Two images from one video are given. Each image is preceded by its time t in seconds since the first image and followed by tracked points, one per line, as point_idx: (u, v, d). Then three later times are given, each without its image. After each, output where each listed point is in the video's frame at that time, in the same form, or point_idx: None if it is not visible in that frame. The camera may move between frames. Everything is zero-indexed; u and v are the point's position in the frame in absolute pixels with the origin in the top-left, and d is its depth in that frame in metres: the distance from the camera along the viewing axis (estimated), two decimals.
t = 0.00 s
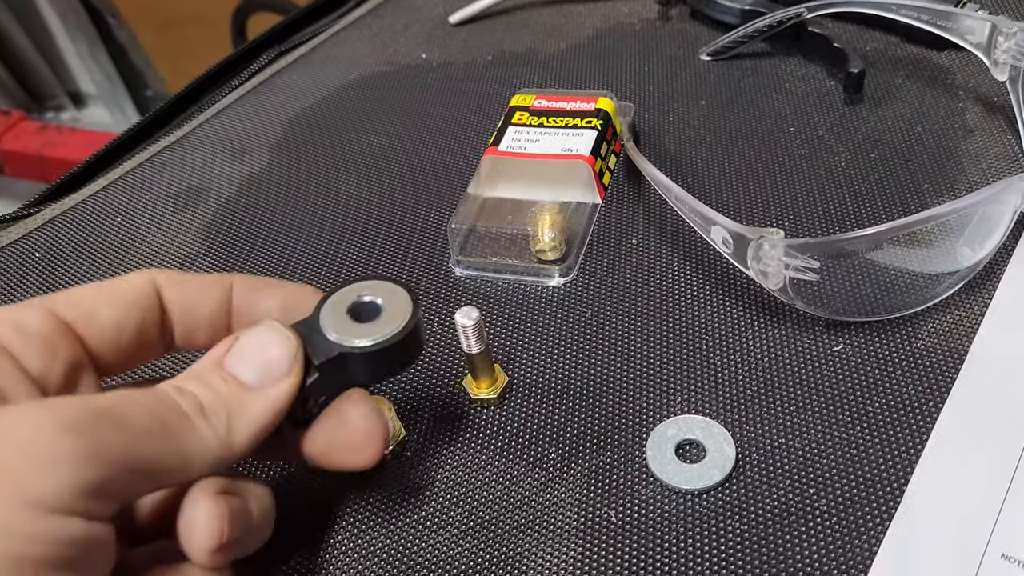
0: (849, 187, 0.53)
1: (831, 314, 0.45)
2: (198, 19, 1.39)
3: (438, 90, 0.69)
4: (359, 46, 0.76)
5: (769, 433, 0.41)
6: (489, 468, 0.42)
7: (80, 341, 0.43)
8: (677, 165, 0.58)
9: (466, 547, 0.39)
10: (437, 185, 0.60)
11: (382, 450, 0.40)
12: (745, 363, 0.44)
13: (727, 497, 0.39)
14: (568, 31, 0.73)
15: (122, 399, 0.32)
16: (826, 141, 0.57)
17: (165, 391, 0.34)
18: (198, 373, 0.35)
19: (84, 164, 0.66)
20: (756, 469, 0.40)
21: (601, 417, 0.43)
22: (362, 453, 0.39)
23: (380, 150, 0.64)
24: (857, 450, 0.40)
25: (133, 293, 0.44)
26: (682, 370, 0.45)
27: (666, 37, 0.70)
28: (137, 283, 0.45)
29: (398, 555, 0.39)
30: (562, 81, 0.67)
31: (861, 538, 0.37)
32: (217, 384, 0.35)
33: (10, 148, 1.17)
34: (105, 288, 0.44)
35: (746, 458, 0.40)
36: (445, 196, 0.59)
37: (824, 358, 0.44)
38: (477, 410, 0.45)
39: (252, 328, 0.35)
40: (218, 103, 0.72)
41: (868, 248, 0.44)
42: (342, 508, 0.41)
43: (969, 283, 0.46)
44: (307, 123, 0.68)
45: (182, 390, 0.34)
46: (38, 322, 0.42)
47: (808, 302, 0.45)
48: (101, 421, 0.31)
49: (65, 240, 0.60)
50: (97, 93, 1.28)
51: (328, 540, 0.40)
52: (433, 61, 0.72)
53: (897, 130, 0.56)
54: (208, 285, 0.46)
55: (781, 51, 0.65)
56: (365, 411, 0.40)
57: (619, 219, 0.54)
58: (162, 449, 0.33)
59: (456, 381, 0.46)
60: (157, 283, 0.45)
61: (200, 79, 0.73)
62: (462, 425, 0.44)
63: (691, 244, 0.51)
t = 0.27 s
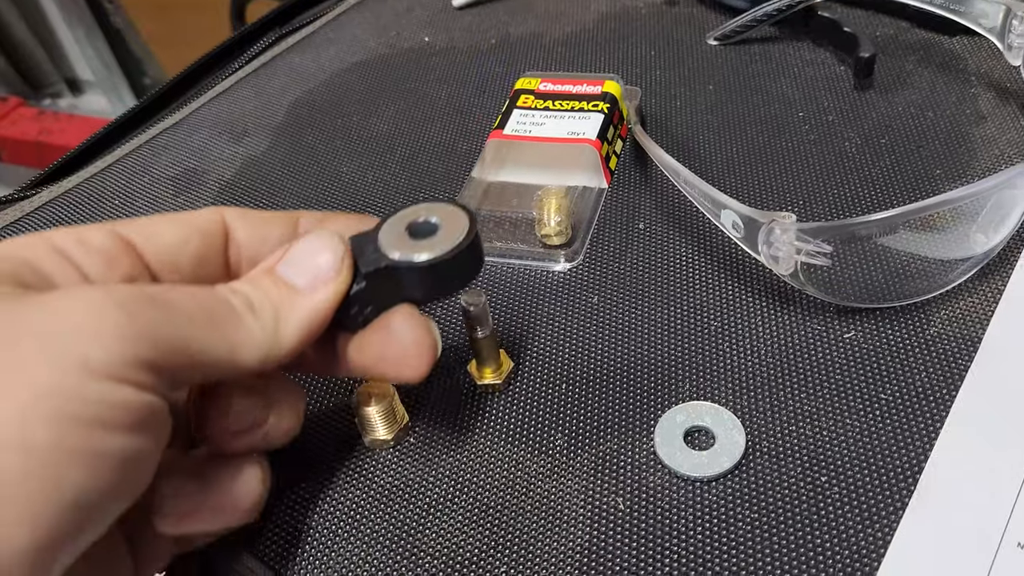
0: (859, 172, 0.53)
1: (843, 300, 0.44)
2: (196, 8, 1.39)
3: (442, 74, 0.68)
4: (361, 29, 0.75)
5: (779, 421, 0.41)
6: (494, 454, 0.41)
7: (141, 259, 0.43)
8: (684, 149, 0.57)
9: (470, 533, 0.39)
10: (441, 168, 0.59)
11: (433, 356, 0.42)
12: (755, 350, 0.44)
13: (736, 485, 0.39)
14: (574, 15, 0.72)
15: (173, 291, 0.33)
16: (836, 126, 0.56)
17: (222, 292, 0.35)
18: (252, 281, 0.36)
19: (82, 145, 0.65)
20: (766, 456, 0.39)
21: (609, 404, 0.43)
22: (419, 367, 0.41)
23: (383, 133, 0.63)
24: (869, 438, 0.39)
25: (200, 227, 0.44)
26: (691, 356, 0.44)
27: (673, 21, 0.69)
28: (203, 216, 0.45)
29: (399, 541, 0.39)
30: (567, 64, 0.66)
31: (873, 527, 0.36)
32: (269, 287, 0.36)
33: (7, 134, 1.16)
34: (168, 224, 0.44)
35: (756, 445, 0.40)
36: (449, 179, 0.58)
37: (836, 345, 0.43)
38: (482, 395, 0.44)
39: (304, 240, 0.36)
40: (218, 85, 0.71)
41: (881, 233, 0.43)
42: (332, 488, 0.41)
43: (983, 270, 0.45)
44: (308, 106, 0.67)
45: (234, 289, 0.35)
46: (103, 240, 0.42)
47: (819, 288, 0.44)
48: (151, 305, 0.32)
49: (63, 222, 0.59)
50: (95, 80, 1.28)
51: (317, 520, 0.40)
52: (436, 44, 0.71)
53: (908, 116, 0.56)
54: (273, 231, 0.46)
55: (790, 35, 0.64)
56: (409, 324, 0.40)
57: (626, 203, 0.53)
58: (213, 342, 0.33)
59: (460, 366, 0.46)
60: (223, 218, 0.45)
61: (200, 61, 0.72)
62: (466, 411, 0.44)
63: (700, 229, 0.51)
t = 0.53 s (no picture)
0: (863, 163, 0.52)
1: (847, 293, 0.44)
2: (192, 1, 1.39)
3: (441, 62, 0.67)
4: (359, 16, 0.74)
5: (782, 415, 0.40)
6: (492, 448, 0.41)
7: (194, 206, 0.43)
8: (686, 139, 0.56)
9: (467, 527, 0.38)
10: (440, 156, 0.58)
11: (470, 329, 0.39)
12: (757, 343, 0.43)
13: (738, 480, 0.38)
14: (575, 3, 0.71)
15: (234, 239, 0.32)
16: (840, 116, 0.55)
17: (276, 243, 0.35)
18: (299, 235, 0.36)
19: (76, 132, 0.64)
20: (768, 451, 0.39)
21: (609, 397, 0.42)
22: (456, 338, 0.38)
23: (381, 122, 0.62)
24: (872, 433, 0.39)
25: (250, 180, 0.44)
26: (692, 349, 0.43)
27: (675, 9, 0.68)
28: (254, 171, 0.45)
29: (396, 536, 0.38)
30: (567, 53, 0.65)
31: (877, 524, 0.36)
32: (319, 241, 0.36)
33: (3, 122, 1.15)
34: (221, 174, 0.44)
35: (758, 440, 0.39)
36: (447, 168, 0.57)
37: (839, 338, 0.43)
38: (480, 387, 0.43)
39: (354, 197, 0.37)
40: (214, 73, 0.70)
41: (886, 224, 0.42)
42: (326, 484, 0.40)
43: (988, 263, 0.45)
44: (305, 95, 0.66)
45: (285, 241, 0.35)
46: (154, 182, 0.41)
47: (823, 280, 0.44)
48: (216, 251, 0.31)
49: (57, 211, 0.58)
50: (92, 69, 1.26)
51: (310, 516, 0.39)
52: (435, 32, 0.71)
53: (913, 106, 0.55)
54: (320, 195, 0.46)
55: (793, 25, 0.63)
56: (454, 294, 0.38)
57: (627, 194, 0.53)
58: (269, 291, 0.33)
59: (458, 359, 0.45)
60: (271, 173, 0.45)
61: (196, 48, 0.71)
62: (465, 403, 0.43)
63: (702, 220, 0.50)
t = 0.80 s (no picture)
0: (853, 168, 0.53)
1: (835, 297, 0.44)
2: None
3: (437, 65, 0.68)
4: (357, 19, 0.75)
5: (769, 417, 0.41)
6: (485, 449, 0.42)
7: (194, 238, 0.44)
8: (679, 143, 0.57)
9: (460, 527, 0.39)
10: (436, 160, 0.59)
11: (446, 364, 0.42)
12: (746, 346, 0.44)
13: (725, 481, 0.39)
14: (570, 7, 0.71)
15: (233, 275, 0.34)
16: (831, 121, 0.56)
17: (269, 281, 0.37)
18: (289, 273, 0.38)
19: (76, 134, 0.65)
20: (755, 452, 0.40)
21: (600, 399, 0.43)
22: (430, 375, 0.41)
23: (378, 125, 0.63)
24: (857, 435, 0.40)
25: (251, 214, 0.46)
26: (682, 351, 0.44)
27: (670, 13, 0.68)
28: (255, 206, 0.46)
29: (390, 535, 0.39)
30: (562, 57, 0.66)
31: (860, 524, 0.37)
32: (307, 279, 0.38)
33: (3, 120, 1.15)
34: (223, 208, 0.45)
35: (746, 442, 0.40)
36: (443, 171, 0.58)
37: (826, 342, 0.44)
38: (474, 390, 0.44)
39: (343, 238, 0.39)
40: (213, 75, 0.71)
41: (873, 230, 0.43)
42: (322, 484, 0.41)
43: (973, 268, 0.45)
44: (303, 97, 0.67)
45: (276, 279, 0.37)
46: (159, 215, 0.42)
47: (811, 285, 0.45)
48: (216, 285, 0.33)
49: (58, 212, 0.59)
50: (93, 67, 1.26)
51: (306, 515, 0.40)
52: (432, 35, 0.71)
53: (902, 111, 0.56)
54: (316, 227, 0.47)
55: (786, 29, 0.64)
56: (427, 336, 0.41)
57: (620, 198, 0.53)
58: (263, 325, 0.35)
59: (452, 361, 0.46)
60: (270, 208, 0.47)
61: (195, 50, 0.72)
62: (458, 406, 0.44)
63: (693, 225, 0.51)
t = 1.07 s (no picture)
0: (849, 170, 0.53)
1: (831, 299, 0.45)
2: None
3: (436, 66, 0.68)
4: (357, 19, 0.75)
5: (765, 419, 0.41)
6: (482, 451, 0.42)
7: (181, 247, 0.44)
8: (677, 145, 0.57)
9: (458, 528, 0.39)
10: (434, 161, 0.59)
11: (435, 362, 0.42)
12: (742, 348, 0.44)
13: (721, 483, 0.39)
14: (569, 7, 0.72)
15: (215, 281, 0.35)
16: (829, 123, 0.56)
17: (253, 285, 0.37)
18: (275, 277, 0.38)
19: (76, 134, 0.65)
20: (751, 455, 0.40)
21: (596, 401, 0.43)
22: (420, 364, 0.41)
23: (377, 126, 0.63)
24: (852, 437, 0.40)
25: (237, 222, 0.46)
26: (678, 354, 0.44)
27: (668, 14, 0.68)
28: (241, 214, 0.46)
29: (387, 536, 0.39)
30: (561, 58, 0.66)
31: (855, 526, 0.37)
32: (292, 282, 0.38)
33: (4, 119, 1.16)
34: (210, 217, 0.45)
35: (742, 444, 0.40)
36: (441, 173, 0.58)
37: (822, 344, 0.44)
38: (471, 392, 0.45)
39: (325, 240, 0.39)
40: (213, 76, 0.71)
41: (869, 233, 0.43)
42: (320, 485, 0.42)
43: (969, 270, 0.46)
44: (302, 98, 0.67)
45: (261, 283, 0.38)
46: (146, 226, 0.43)
47: (807, 287, 0.45)
48: (198, 292, 0.33)
49: (58, 213, 0.59)
50: (93, 65, 1.26)
51: (303, 516, 0.40)
52: (431, 36, 0.71)
53: (900, 113, 0.56)
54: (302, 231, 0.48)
55: (784, 31, 0.64)
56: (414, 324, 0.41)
57: (617, 200, 0.54)
58: (247, 329, 0.35)
59: (449, 364, 0.46)
60: (256, 215, 0.47)
61: (194, 51, 0.72)
62: (456, 407, 0.44)
63: (690, 226, 0.51)
